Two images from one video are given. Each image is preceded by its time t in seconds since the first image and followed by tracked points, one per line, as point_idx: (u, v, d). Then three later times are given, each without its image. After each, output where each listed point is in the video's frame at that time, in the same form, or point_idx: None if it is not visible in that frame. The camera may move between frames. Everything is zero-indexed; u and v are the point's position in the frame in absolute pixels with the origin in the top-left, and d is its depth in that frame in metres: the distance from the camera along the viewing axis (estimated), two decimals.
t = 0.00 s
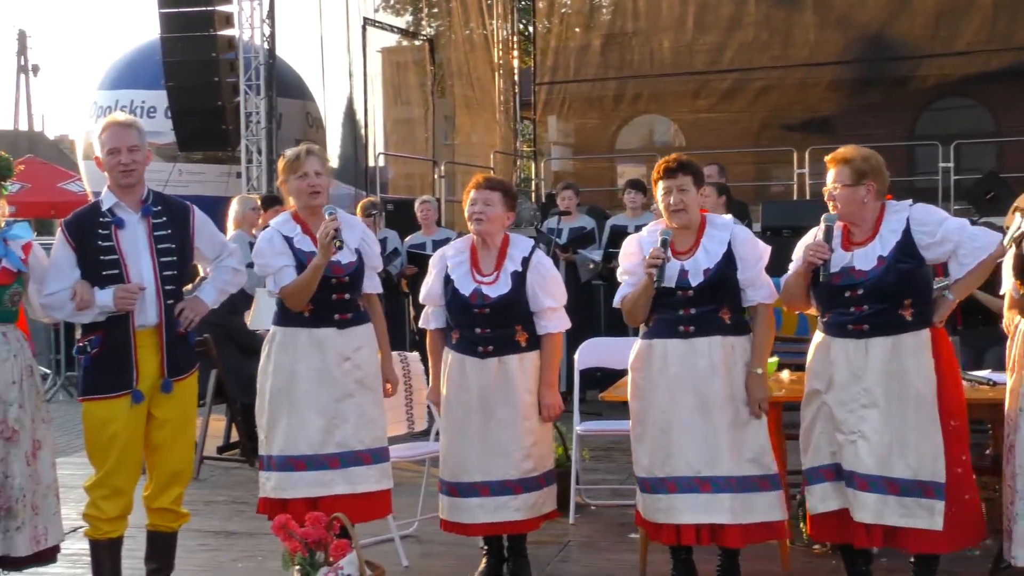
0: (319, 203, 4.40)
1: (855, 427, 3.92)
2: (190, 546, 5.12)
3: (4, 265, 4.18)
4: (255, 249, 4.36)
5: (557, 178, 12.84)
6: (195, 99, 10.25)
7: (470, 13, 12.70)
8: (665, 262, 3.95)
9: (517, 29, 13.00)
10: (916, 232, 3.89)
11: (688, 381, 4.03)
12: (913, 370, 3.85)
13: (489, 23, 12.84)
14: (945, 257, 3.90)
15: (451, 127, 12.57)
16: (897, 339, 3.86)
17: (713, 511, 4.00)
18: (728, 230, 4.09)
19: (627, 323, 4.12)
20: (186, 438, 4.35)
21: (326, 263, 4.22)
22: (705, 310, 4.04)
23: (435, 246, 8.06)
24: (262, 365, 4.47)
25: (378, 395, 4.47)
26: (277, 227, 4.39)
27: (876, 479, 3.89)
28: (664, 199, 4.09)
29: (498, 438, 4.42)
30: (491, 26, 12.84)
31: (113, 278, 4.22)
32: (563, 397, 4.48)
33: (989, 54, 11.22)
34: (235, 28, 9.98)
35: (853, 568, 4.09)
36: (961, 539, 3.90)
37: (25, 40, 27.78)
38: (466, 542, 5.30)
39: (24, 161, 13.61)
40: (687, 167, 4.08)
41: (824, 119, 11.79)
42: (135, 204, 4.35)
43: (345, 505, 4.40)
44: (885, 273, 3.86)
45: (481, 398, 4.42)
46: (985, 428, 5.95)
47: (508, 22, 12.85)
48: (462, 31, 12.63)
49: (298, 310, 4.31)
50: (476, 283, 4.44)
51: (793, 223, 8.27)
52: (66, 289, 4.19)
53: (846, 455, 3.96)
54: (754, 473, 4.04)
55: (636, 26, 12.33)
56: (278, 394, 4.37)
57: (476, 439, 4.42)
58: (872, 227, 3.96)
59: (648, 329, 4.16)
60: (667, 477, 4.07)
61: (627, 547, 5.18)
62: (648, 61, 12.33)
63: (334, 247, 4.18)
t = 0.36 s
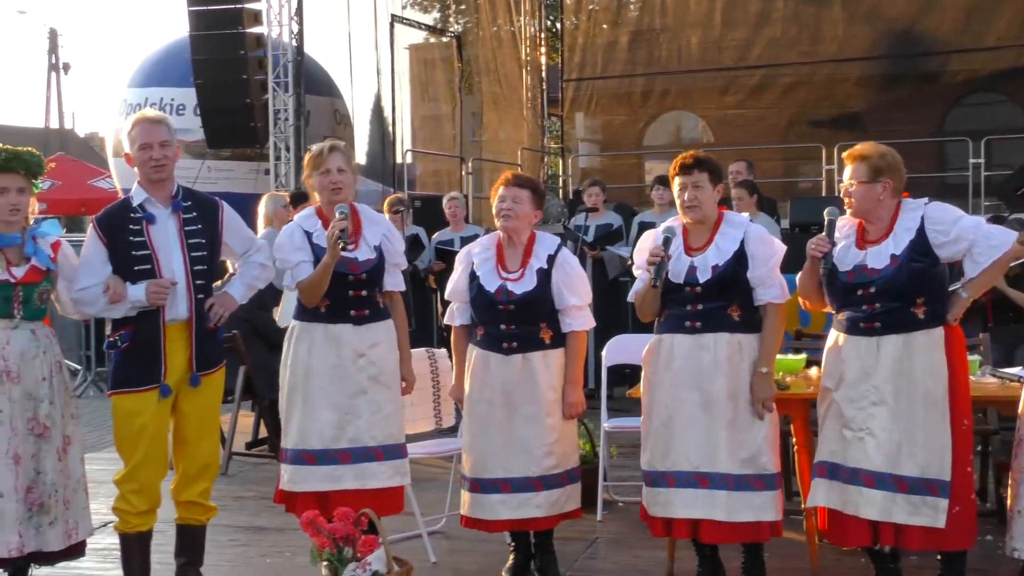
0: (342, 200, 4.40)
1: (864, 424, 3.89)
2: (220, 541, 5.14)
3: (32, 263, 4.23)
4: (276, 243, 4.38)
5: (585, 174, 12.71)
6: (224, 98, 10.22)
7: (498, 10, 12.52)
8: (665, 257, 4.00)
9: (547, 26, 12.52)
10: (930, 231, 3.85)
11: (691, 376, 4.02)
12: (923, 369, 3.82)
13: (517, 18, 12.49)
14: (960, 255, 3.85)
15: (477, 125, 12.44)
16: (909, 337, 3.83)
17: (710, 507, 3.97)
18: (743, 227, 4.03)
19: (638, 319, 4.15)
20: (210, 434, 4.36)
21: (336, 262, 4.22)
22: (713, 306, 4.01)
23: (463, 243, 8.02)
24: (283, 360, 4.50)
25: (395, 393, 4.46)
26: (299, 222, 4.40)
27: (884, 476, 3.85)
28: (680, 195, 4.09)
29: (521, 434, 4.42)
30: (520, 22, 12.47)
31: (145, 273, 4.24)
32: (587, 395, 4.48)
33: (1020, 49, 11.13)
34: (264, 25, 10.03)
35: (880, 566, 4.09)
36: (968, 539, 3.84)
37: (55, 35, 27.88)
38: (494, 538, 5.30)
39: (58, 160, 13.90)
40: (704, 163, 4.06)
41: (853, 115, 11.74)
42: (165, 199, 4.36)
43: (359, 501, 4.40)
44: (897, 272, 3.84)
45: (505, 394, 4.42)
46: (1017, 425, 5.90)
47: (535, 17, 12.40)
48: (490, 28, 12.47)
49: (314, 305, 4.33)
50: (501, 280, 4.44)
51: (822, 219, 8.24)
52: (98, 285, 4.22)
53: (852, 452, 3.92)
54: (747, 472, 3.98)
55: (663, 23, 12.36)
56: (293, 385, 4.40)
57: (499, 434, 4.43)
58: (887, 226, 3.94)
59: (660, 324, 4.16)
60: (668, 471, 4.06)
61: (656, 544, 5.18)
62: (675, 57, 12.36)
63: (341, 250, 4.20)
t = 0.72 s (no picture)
0: (373, 198, 4.41)
1: (898, 421, 3.87)
2: (250, 537, 5.16)
3: (60, 259, 4.20)
4: (307, 239, 4.38)
5: (613, 171, 12.72)
6: (253, 96, 10.28)
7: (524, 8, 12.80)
8: (697, 252, 4.04)
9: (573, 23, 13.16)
10: (967, 231, 3.84)
11: (722, 374, 4.02)
12: (959, 368, 3.80)
13: (544, 16, 13.00)
14: (996, 256, 3.85)
15: (506, 121, 12.57)
16: (945, 336, 3.81)
17: (737, 504, 3.97)
18: (776, 226, 4.03)
19: (669, 317, 4.18)
20: (242, 429, 4.41)
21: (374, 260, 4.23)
22: (747, 304, 4.01)
23: (491, 239, 8.00)
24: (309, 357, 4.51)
25: (422, 390, 4.48)
26: (330, 219, 4.40)
27: (917, 475, 3.82)
28: (712, 192, 4.09)
29: (555, 431, 4.43)
30: (547, 20, 13.02)
31: (176, 269, 4.26)
32: (624, 393, 4.49)
33: None
34: (293, 22, 10.05)
35: (912, 566, 4.07)
36: (1000, 535, 3.84)
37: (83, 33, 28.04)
38: (522, 534, 5.31)
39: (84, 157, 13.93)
40: (736, 161, 4.05)
41: (883, 112, 11.64)
42: (194, 196, 4.38)
43: (390, 497, 4.42)
44: (935, 271, 3.82)
45: (541, 392, 4.43)
46: None
47: (562, 15, 13.04)
48: (518, 24, 12.71)
49: (346, 303, 4.33)
50: (536, 276, 4.44)
51: (850, 217, 8.21)
52: (128, 281, 4.24)
53: (883, 450, 3.90)
54: (779, 471, 3.97)
55: (691, 18, 12.40)
56: (324, 383, 4.40)
57: (532, 430, 4.44)
58: (923, 223, 3.92)
59: (691, 321, 4.18)
60: (695, 467, 4.07)
61: (683, 541, 5.18)
62: (704, 53, 12.36)
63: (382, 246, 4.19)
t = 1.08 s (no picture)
0: (418, 194, 4.43)
1: (965, 417, 3.82)
2: (285, 531, 5.18)
3: (94, 256, 4.20)
4: (355, 236, 4.36)
5: (647, 167, 12.71)
6: (287, 91, 10.34)
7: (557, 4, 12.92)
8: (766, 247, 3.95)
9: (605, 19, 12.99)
10: None
11: (780, 370, 4.00)
12: None
13: (577, 12, 12.90)
14: None
15: (540, 118, 12.66)
16: (1011, 330, 3.77)
17: (802, 502, 3.97)
18: (829, 219, 4.04)
19: (723, 310, 4.12)
20: (277, 426, 4.42)
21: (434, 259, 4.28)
22: (803, 299, 4.00)
23: (525, 235, 7.98)
24: (350, 354, 4.48)
25: (467, 384, 4.50)
26: (376, 215, 4.39)
27: (987, 470, 3.79)
28: (762, 185, 4.08)
29: (608, 426, 4.45)
30: (580, 15, 12.89)
31: (210, 266, 4.28)
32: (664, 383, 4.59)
33: None
34: (327, 19, 10.07)
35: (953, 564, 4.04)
36: None
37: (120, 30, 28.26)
38: (556, 531, 5.31)
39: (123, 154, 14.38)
40: (786, 154, 4.03)
41: (920, 106, 11.56)
42: (229, 194, 4.39)
43: (436, 493, 4.44)
44: (1000, 263, 3.79)
45: (591, 389, 4.43)
46: None
47: (596, 11, 12.87)
48: (552, 20, 12.84)
49: (397, 299, 4.33)
50: (581, 272, 4.45)
51: (888, 212, 8.15)
52: (163, 276, 4.26)
53: (951, 445, 3.85)
54: (843, 466, 3.98)
55: (726, 13, 12.31)
56: (376, 382, 4.38)
57: (583, 427, 4.45)
58: (981, 217, 3.89)
59: (744, 316, 4.13)
60: (755, 465, 4.06)
61: (719, 538, 5.16)
62: (739, 49, 12.30)
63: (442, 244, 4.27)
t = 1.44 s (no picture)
0: (449, 188, 4.44)
1: None
2: (313, 526, 5.20)
3: (123, 252, 4.22)
4: (388, 233, 4.37)
5: (674, 164, 12.71)
6: (314, 88, 10.33)
7: None
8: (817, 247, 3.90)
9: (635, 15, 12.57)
10: None
11: (830, 369, 4.00)
12: None
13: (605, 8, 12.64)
14: None
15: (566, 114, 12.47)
16: None
17: (857, 502, 3.97)
18: (872, 215, 4.06)
19: (770, 308, 4.09)
20: (302, 422, 4.43)
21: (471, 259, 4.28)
22: (849, 297, 4.00)
23: (552, 232, 7.98)
24: (387, 351, 4.47)
25: (502, 380, 4.53)
26: (410, 212, 4.40)
27: None
28: (804, 180, 4.09)
29: (643, 423, 4.47)
30: (607, 12, 12.60)
31: (240, 262, 4.29)
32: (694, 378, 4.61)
33: None
34: (354, 16, 10.12)
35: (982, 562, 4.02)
36: None
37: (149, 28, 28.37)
38: (583, 528, 5.31)
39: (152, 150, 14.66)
40: (828, 148, 4.06)
41: (948, 102, 11.51)
42: (258, 189, 4.42)
43: (476, 492, 4.47)
44: None
45: (624, 387, 4.45)
46: None
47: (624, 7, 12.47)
48: (578, 17, 12.65)
49: (434, 296, 4.34)
50: (613, 270, 4.47)
51: (916, 209, 8.14)
52: (193, 271, 4.29)
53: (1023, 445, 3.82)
54: (896, 464, 4.00)
55: (753, 10, 12.30)
56: (414, 379, 4.38)
57: (616, 424, 4.47)
58: None
59: (788, 314, 4.11)
60: (808, 465, 4.06)
61: (746, 534, 5.15)
62: (766, 45, 12.25)
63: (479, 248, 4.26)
